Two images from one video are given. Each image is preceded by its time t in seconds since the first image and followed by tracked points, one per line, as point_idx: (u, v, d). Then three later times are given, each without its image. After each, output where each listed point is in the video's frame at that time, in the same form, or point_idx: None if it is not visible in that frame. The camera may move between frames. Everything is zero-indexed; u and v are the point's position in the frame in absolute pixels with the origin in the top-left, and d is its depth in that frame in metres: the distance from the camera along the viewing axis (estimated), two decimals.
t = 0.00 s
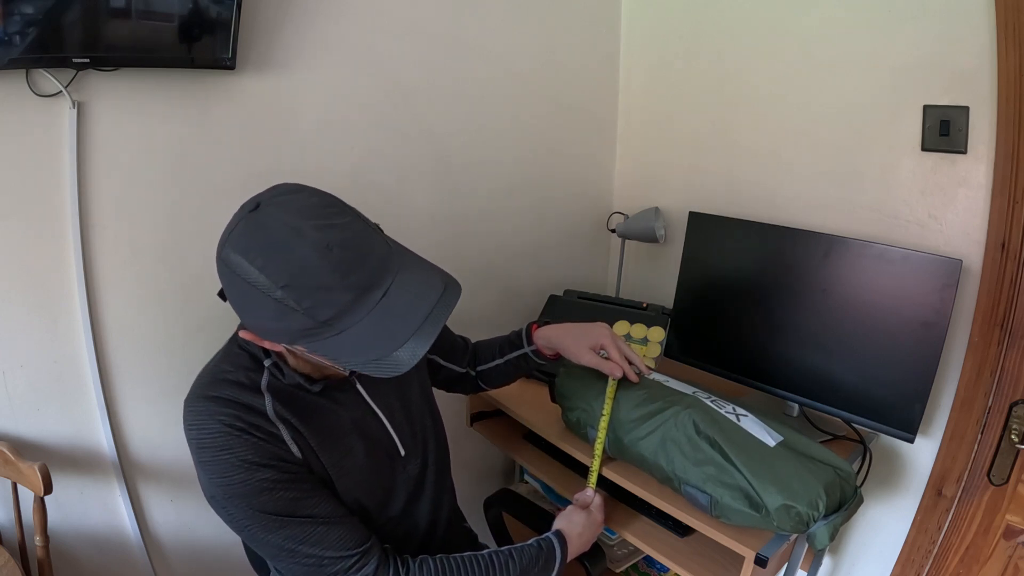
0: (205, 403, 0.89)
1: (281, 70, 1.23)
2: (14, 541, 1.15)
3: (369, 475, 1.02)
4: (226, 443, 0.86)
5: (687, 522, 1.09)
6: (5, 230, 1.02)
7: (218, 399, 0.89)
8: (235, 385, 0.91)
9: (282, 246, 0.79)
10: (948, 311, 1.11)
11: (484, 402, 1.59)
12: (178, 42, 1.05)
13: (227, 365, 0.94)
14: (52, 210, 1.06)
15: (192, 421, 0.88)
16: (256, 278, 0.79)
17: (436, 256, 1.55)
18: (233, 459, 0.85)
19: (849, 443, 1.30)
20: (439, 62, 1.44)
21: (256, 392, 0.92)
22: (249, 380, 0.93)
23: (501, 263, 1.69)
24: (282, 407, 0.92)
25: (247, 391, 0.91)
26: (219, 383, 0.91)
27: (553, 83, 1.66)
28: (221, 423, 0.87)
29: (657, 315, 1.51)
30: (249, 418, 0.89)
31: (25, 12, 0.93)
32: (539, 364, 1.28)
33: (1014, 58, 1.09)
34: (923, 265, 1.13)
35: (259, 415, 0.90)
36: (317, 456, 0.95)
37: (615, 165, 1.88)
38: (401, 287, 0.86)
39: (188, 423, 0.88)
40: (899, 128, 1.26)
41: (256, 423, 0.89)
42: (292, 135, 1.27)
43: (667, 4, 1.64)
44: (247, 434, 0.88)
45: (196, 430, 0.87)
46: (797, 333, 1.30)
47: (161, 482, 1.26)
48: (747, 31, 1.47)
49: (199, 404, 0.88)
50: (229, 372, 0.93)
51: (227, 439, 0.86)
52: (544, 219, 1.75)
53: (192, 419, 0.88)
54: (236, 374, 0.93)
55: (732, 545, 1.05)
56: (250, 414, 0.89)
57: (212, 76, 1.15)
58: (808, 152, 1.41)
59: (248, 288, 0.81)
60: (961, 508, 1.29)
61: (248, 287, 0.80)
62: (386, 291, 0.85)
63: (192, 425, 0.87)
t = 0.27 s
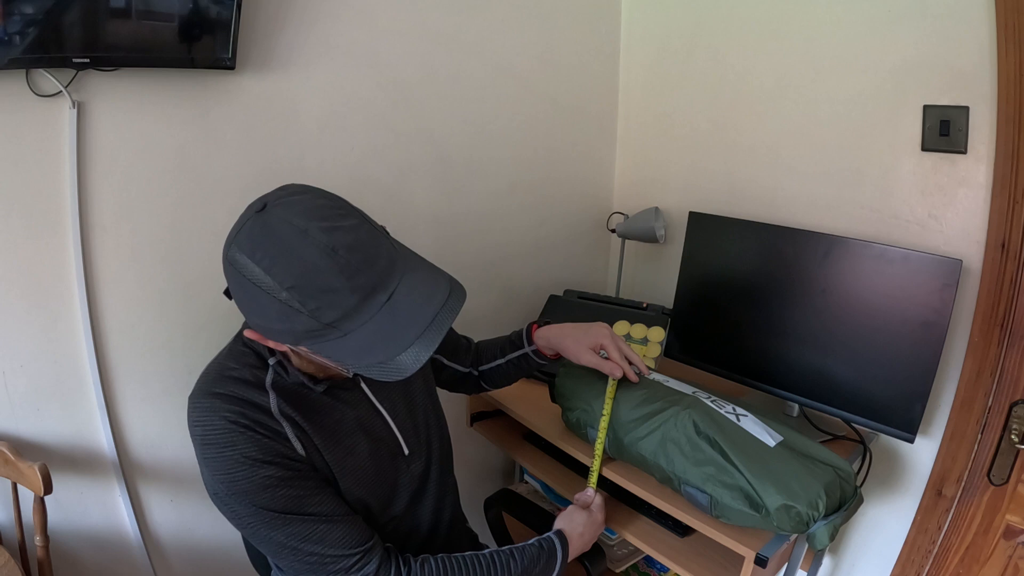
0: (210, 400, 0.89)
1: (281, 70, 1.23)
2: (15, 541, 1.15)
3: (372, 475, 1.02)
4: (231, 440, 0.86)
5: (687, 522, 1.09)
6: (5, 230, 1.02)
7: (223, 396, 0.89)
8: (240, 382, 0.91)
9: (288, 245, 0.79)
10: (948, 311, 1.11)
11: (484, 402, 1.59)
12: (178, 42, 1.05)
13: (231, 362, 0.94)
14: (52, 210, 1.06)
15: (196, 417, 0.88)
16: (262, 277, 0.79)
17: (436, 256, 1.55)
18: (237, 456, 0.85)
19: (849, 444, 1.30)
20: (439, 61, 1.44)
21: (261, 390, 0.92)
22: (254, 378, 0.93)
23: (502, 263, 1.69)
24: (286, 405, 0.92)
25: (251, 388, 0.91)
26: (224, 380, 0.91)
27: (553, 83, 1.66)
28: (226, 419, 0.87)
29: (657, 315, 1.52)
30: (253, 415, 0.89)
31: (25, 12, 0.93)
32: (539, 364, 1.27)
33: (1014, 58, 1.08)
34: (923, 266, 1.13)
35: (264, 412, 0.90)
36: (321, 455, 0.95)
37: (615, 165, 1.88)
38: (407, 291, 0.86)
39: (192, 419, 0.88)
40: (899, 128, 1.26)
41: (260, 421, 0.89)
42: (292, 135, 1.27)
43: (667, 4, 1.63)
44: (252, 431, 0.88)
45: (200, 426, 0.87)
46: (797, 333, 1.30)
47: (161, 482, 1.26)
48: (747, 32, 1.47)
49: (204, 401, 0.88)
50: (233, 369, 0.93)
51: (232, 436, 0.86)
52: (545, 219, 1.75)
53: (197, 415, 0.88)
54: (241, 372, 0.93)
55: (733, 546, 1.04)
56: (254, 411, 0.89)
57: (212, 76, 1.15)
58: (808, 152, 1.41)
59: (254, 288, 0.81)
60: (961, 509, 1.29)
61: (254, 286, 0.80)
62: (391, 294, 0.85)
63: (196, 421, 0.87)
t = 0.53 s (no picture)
0: (212, 400, 0.89)
1: (281, 70, 1.23)
2: (15, 541, 1.15)
3: (374, 476, 1.02)
4: (232, 441, 0.86)
5: (687, 522, 1.09)
6: (5, 231, 1.02)
7: (225, 396, 0.89)
8: (241, 382, 0.91)
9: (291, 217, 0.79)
10: (948, 311, 1.11)
11: (484, 402, 1.59)
12: (179, 42, 1.05)
13: (233, 361, 0.94)
14: (52, 209, 1.06)
15: (198, 418, 0.88)
16: (266, 247, 0.79)
17: (436, 256, 1.55)
18: (239, 457, 0.85)
19: (849, 444, 1.30)
20: (439, 61, 1.44)
21: (263, 390, 0.91)
22: (255, 378, 0.92)
23: (502, 263, 1.69)
24: (289, 406, 0.92)
25: (253, 388, 0.91)
26: (225, 380, 0.91)
27: (553, 83, 1.66)
28: (227, 420, 0.87)
29: (656, 315, 1.52)
30: (255, 415, 0.89)
31: (25, 12, 0.93)
32: (540, 364, 1.28)
33: (1014, 58, 1.09)
34: (923, 265, 1.13)
35: (266, 412, 0.90)
36: (322, 455, 0.95)
37: (615, 165, 1.88)
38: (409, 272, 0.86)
39: (194, 420, 0.88)
40: (899, 128, 1.26)
41: (262, 421, 0.89)
42: (292, 135, 1.27)
43: (667, 4, 1.64)
44: (253, 432, 0.87)
45: (202, 426, 0.87)
46: (797, 333, 1.30)
47: (162, 482, 1.26)
48: (747, 32, 1.47)
49: (206, 401, 0.88)
50: (235, 369, 0.93)
51: (234, 436, 0.86)
52: (545, 219, 1.76)
53: (199, 415, 0.88)
54: (243, 372, 0.92)
55: (733, 546, 1.05)
56: (255, 411, 0.89)
57: (212, 76, 1.15)
58: (808, 152, 1.41)
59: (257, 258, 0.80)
60: (961, 508, 1.29)
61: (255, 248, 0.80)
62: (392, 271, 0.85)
63: (198, 421, 0.87)
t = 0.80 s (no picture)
0: (216, 396, 0.90)
1: (281, 69, 1.23)
2: (15, 541, 1.15)
3: (375, 478, 1.02)
4: (235, 437, 0.87)
5: (687, 522, 1.09)
6: (5, 230, 1.02)
7: (230, 392, 0.91)
8: (247, 378, 0.93)
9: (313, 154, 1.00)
10: (948, 311, 1.11)
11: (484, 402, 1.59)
12: (179, 42, 1.05)
13: (240, 358, 0.96)
14: (52, 210, 1.06)
15: (202, 413, 0.89)
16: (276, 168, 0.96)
17: (437, 256, 1.55)
18: (241, 453, 0.87)
19: (849, 444, 1.30)
20: (439, 61, 1.44)
21: (268, 387, 0.93)
22: (262, 374, 0.95)
23: (502, 263, 1.69)
24: (293, 404, 0.94)
25: (259, 385, 0.93)
26: (232, 376, 0.93)
27: (553, 83, 1.66)
28: (231, 417, 0.88)
29: (657, 315, 1.52)
30: (259, 412, 0.90)
31: (25, 12, 0.93)
32: (539, 369, 1.30)
33: (1014, 58, 1.09)
34: (923, 265, 1.13)
35: (269, 411, 0.92)
36: (324, 456, 0.96)
37: (615, 165, 1.88)
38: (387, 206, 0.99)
39: (197, 416, 0.89)
40: (899, 128, 1.26)
41: (266, 419, 0.91)
42: (292, 135, 1.27)
43: (667, 4, 1.64)
44: (256, 429, 0.89)
45: (206, 422, 0.89)
46: (796, 333, 1.30)
47: (162, 482, 1.26)
48: (747, 32, 1.47)
49: (210, 397, 0.90)
50: (242, 365, 0.95)
51: (237, 433, 0.88)
52: (545, 219, 1.76)
53: (202, 411, 0.90)
54: (249, 368, 0.95)
55: (732, 547, 1.04)
56: (260, 409, 0.91)
57: (212, 76, 1.15)
58: (808, 152, 1.41)
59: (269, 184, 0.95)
60: (961, 508, 1.29)
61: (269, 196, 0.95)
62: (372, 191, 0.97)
63: (202, 417, 0.89)
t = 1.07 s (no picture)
0: (226, 385, 0.92)
1: (281, 69, 1.23)
2: (15, 541, 1.15)
3: (380, 478, 1.02)
4: (239, 429, 0.89)
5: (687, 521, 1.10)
6: (5, 231, 1.02)
7: (241, 382, 0.92)
8: (259, 370, 0.95)
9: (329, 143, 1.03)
10: (948, 311, 1.11)
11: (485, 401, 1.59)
12: (179, 43, 1.05)
13: (254, 349, 0.98)
14: (52, 210, 1.06)
15: (210, 401, 0.91)
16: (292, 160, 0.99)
17: (436, 256, 1.55)
18: (243, 445, 0.88)
19: (849, 444, 1.30)
20: (439, 62, 1.44)
21: (279, 381, 0.95)
22: (274, 367, 0.96)
23: (502, 263, 1.69)
24: (301, 400, 0.95)
25: (270, 377, 0.94)
26: (244, 366, 0.95)
27: (553, 83, 1.66)
28: (238, 407, 0.90)
29: (657, 316, 1.54)
30: (267, 406, 0.92)
31: (25, 12, 0.93)
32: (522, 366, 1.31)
33: (1014, 58, 1.09)
34: (923, 265, 1.13)
35: (277, 405, 0.93)
36: (331, 453, 0.97)
37: (615, 165, 1.88)
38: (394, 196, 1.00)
39: (205, 402, 0.91)
40: (899, 128, 1.26)
41: (272, 413, 0.92)
42: (292, 134, 1.27)
43: (667, 4, 1.64)
44: (261, 422, 0.90)
45: (213, 411, 0.90)
46: (796, 333, 1.30)
47: (162, 482, 1.26)
48: (747, 32, 1.48)
49: (220, 385, 0.92)
50: (255, 357, 0.97)
51: (241, 424, 0.89)
52: (545, 219, 1.76)
53: (211, 398, 0.91)
54: (261, 360, 0.96)
55: (732, 546, 1.04)
56: (268, 403, 0.92)
57: (212, 76, 1.15)
58: (808, 152, 1.41)
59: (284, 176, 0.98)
60: (961, 508, 1.29)
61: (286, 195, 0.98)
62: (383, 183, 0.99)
63: (209, 404, 0.91)
